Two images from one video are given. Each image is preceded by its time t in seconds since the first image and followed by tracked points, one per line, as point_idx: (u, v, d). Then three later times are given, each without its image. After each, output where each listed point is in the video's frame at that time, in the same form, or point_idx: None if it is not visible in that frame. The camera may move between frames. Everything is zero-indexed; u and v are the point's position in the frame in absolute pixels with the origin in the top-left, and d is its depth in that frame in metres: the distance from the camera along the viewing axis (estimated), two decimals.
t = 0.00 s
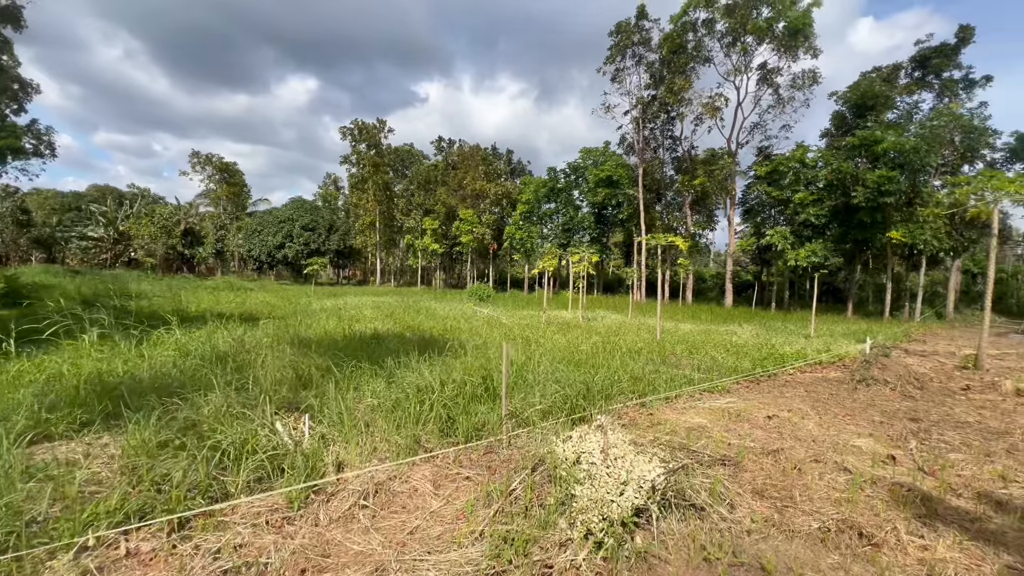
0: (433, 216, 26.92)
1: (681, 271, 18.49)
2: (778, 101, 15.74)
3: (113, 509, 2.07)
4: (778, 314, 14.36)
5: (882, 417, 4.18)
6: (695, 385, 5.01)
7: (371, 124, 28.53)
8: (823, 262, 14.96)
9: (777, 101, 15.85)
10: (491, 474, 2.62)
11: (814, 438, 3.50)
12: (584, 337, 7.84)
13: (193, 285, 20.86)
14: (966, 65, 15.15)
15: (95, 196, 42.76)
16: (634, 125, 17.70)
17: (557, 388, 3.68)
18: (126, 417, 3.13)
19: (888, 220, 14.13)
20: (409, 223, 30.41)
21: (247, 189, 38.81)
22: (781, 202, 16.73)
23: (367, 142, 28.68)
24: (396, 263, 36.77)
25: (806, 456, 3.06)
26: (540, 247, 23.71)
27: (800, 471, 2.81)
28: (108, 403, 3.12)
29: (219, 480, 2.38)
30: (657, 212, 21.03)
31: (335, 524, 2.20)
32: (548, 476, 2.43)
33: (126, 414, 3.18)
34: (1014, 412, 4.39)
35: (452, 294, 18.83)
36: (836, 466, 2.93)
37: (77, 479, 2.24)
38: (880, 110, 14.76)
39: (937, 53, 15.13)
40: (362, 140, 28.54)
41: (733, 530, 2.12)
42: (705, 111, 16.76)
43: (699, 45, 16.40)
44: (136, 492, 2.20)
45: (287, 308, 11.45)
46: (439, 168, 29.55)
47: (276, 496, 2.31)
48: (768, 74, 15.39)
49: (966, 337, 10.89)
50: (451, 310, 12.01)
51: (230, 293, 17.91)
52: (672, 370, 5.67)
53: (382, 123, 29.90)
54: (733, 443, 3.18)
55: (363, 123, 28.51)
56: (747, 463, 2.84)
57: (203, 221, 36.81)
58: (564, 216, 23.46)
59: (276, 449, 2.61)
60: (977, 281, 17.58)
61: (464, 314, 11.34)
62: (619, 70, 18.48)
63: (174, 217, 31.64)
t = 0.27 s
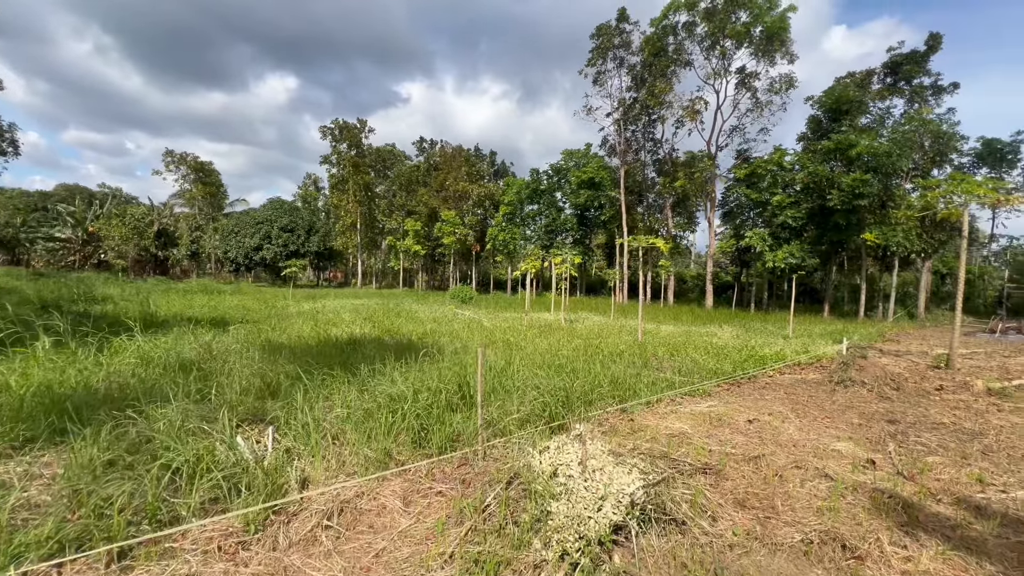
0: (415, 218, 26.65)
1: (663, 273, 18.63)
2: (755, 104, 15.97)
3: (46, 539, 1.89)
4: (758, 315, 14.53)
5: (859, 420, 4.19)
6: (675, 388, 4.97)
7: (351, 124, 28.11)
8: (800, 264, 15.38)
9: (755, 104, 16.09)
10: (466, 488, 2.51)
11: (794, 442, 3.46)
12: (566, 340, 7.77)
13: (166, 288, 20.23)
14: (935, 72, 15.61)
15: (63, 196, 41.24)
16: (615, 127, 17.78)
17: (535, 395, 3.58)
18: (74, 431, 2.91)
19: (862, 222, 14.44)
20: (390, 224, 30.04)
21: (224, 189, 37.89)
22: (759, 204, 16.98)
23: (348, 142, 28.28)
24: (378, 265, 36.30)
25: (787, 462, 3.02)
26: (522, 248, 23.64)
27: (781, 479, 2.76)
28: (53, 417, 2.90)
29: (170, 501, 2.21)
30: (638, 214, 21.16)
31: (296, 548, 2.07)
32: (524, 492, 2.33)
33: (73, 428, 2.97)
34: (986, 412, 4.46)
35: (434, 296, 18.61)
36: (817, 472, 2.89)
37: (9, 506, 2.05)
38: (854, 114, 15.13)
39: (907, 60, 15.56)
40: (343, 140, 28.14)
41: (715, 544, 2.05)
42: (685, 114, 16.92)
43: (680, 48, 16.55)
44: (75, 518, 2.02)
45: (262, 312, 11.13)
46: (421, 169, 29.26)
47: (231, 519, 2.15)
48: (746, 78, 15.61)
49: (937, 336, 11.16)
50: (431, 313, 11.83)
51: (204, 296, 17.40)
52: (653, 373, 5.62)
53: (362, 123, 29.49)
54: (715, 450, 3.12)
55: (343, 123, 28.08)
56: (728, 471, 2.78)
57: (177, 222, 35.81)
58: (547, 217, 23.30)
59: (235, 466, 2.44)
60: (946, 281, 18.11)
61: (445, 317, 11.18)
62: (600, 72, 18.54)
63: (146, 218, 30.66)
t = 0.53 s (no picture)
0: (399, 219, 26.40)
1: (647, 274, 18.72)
2: (737, 107, 16.15)
3: None
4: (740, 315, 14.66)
5: (840, 420, 4.19)
6: (658, 391, 4.92)
7: (334, 124, 27.76)
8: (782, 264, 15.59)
9: (737, 107, 16.26)
10: (440, 499, 2.41)
11: (776, 445, 3.42)
12: (551, 342, 7.68)
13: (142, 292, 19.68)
14: (909, 76, 15.97)
15: (34, 198, 39.99)
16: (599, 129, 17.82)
17: (515, 400, 3.48)
18: (22, 445, 2.74)
19: (842, 223, 14.68)
20: (375, 226, 29.71)
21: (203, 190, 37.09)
22: (742, 205, 17.17)
23: (331, 143, 27.91)
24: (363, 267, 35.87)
25: (769, 466, 2.97)
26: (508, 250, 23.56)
27: (764, 484, 2.71)
28: None
29: (120, 523, 2.07)
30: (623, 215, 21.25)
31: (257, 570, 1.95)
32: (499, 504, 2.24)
33: (22, 442, 2.79)
34: (963, 410, 4.50)
35: (419, 299, 18.42)
36: (799, 476, 2.85)
37: None
38: (832, 116, 15.40)
39: (883, 64, 15.89)
40: (326, 141, 27.78)
41: (696, 556, 1.98)
42: (668, 115, 17.03)
43: (663, 50, 16.66)
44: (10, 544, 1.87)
45: (241, 316, 10.87)
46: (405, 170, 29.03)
47: (187, 539, 2.02)
48: (728, 80, 15.77)
49: (914, 335, 11.36)
50: (414, 316, 11.68)
51: (181, 300, 16.95)
52: (636, 375, 5.57)
53: (346, 124, 29.16)
54: (697, 454, 3.06)
55: (326, 124, 27.71)
56: (710, 476, 2.73)
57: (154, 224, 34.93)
58: (532, 219, 23.23)
59: (192, 482, 2.30)
60: (922, 281, 18.52)
61: (430, 319, 11.02)
62: (584, 74, 18.59)
63: (122, 220, 29.85)
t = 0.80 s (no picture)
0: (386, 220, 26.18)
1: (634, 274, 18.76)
2: (722, 108, 16.27)
3: None
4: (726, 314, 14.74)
5: (824, 419, 4.16)
6: (641, 391, 4.85)
7: (320, 124, 27.43)
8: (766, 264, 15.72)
9: (722, 108, 16.37)
10: (410, 508, 2.31)
11: (759, 445, 3.37)
12: (536, 343, 7.60)
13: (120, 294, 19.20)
14: (889, 79, 16.23)
15: (10, 198, 38.93)
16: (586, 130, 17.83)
17: (493, 403, 3.38)
18: None
19: (825, 223, 14.84)
20: (361, 227, 29.41)
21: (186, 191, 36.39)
22: (727, 206, 17.29)
23: (317, 143, 27.58)
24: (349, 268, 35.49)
25: (751, 468, 2.91)
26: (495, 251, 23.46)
27: (745, 486, 2.65)
28: None
29: (61, 541, 1.93)
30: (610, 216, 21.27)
31: None
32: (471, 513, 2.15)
33: None
34: (943, 408, 4.50)
35: (405, 300, 18.23)
36: (781, 478, 2.79)
37: None
38: (815, 118, 15.59)
39: (864, 67, 16.12)
40: (311, 141, 27.45)
41: (674, 564, 1.91)
42: (654, 116, 17.09)
43: (649, 51, 16.72)
44: None
45: (221, 318, 10.64)
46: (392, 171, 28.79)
47: (133, 557, 1.89)
48: (713, 82, 15.87)
49: (895, 334, 11.50)
50: (399, 317, 11.53)
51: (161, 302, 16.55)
52: (621, 375, 5.51)
53: (331, 124, 28.86)
54: (678, 456, 2.99)
55: (311, 124, 27.38)
56: (690, 479, 2.66)
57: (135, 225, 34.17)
58: (520, 219, 23.17)
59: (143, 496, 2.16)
60: (903, 280, 18.81)
61: (416, 321, 10.88)
62: (572, 75, 18.60)
63: (100, 221, 29.15)
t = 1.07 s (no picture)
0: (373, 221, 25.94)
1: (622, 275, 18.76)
2: (708, 109, 16.33)
3: None
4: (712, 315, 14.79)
5: (804, 421, 4.12)
6: (622, 394, 4.77)
7: (306, 124, 27.08)
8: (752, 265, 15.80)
9: (708, 109, 16.44)
10: (370, 522, 2.19)
11: (738, 450, 3.30)
12: (519, 345, 7.50)
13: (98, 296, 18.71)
14: (871, 82, 16.44)
15: None
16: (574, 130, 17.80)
17: (466, 409, 3.26)
18: None
19: (809, 224, 14.97)
20: (348, 228, 29.07)
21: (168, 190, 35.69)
22: (713, 207, 17.38)
23: (302, 142, 27.24)
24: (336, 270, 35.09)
25: (729, 473, 2.83)
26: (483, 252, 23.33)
27: (721, 493, 2.57)
28: None
29: None
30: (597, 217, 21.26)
31: None
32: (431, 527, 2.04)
33: None
34: (923, 408, 4.49)
35: (391, 302, 18.02)
36: (759, 484, 2.72)
37: None
38: (799, 120, 15.73)
39: (846, 70, 16.32)
40: (297, 140, 27.09)
41: None
42: (641, 117, 17.10)
43: (636, 52, 16.73)
44: None
45: (199, 320, 10.38)
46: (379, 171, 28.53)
47: None
48: (699, 83, 15.93)
49: (877, 334, 11.60)
50: (383, 319, 11.35)
51: (139, 304, 16.16)
52: (602, 378, 5.43)
53: (317, 124, 28.52)
54: (654, 462, 2.91)
55: (297, 123, 27.02)
56: (666, 487, 2.57)
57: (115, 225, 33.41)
58: (508, 220, 23.07)
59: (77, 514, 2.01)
60: (885, 281, 19.07)
61: (400, 323, 10.70)
62: (560, 76, 18.56)
63: (79, 221, 28.44)
